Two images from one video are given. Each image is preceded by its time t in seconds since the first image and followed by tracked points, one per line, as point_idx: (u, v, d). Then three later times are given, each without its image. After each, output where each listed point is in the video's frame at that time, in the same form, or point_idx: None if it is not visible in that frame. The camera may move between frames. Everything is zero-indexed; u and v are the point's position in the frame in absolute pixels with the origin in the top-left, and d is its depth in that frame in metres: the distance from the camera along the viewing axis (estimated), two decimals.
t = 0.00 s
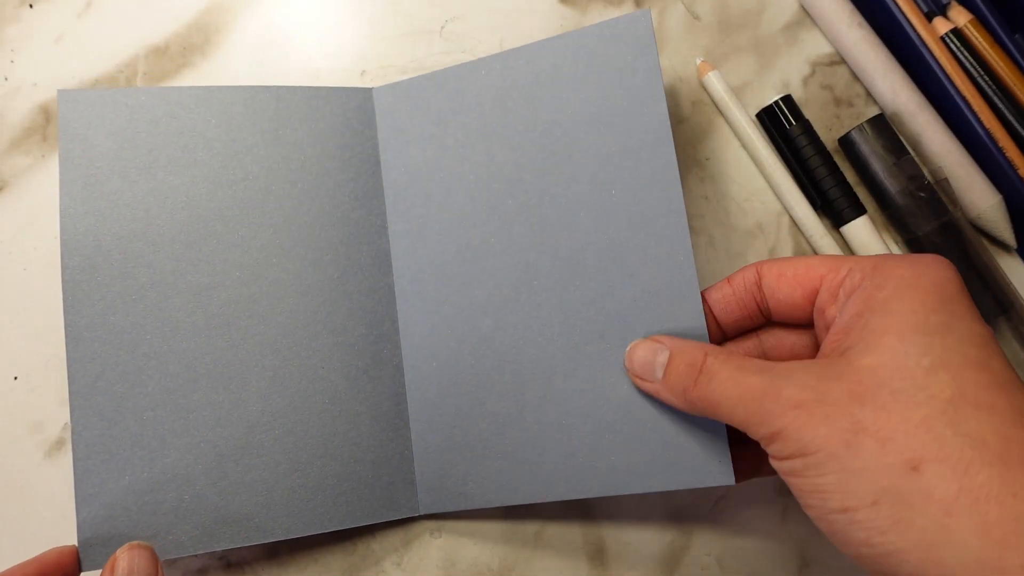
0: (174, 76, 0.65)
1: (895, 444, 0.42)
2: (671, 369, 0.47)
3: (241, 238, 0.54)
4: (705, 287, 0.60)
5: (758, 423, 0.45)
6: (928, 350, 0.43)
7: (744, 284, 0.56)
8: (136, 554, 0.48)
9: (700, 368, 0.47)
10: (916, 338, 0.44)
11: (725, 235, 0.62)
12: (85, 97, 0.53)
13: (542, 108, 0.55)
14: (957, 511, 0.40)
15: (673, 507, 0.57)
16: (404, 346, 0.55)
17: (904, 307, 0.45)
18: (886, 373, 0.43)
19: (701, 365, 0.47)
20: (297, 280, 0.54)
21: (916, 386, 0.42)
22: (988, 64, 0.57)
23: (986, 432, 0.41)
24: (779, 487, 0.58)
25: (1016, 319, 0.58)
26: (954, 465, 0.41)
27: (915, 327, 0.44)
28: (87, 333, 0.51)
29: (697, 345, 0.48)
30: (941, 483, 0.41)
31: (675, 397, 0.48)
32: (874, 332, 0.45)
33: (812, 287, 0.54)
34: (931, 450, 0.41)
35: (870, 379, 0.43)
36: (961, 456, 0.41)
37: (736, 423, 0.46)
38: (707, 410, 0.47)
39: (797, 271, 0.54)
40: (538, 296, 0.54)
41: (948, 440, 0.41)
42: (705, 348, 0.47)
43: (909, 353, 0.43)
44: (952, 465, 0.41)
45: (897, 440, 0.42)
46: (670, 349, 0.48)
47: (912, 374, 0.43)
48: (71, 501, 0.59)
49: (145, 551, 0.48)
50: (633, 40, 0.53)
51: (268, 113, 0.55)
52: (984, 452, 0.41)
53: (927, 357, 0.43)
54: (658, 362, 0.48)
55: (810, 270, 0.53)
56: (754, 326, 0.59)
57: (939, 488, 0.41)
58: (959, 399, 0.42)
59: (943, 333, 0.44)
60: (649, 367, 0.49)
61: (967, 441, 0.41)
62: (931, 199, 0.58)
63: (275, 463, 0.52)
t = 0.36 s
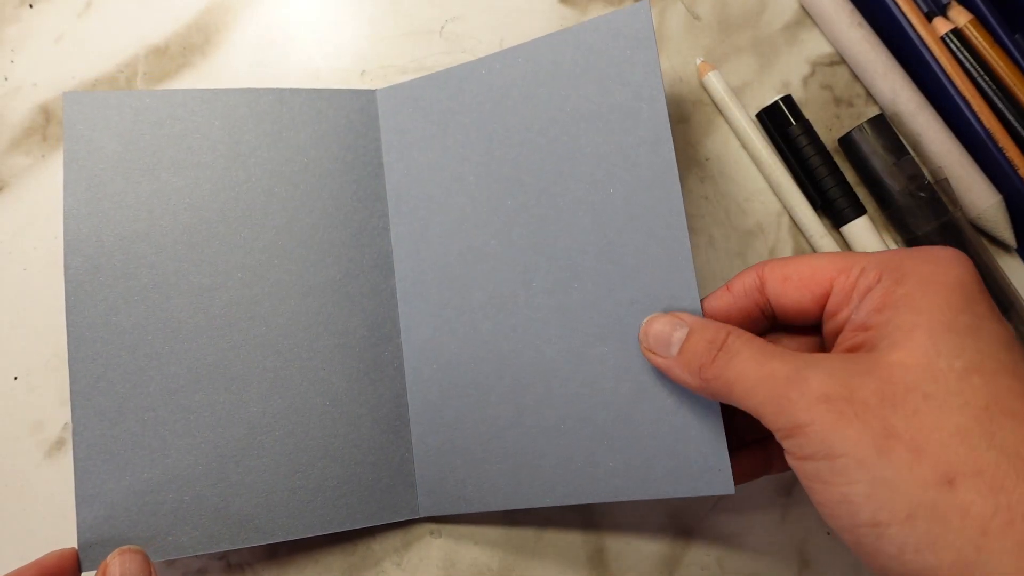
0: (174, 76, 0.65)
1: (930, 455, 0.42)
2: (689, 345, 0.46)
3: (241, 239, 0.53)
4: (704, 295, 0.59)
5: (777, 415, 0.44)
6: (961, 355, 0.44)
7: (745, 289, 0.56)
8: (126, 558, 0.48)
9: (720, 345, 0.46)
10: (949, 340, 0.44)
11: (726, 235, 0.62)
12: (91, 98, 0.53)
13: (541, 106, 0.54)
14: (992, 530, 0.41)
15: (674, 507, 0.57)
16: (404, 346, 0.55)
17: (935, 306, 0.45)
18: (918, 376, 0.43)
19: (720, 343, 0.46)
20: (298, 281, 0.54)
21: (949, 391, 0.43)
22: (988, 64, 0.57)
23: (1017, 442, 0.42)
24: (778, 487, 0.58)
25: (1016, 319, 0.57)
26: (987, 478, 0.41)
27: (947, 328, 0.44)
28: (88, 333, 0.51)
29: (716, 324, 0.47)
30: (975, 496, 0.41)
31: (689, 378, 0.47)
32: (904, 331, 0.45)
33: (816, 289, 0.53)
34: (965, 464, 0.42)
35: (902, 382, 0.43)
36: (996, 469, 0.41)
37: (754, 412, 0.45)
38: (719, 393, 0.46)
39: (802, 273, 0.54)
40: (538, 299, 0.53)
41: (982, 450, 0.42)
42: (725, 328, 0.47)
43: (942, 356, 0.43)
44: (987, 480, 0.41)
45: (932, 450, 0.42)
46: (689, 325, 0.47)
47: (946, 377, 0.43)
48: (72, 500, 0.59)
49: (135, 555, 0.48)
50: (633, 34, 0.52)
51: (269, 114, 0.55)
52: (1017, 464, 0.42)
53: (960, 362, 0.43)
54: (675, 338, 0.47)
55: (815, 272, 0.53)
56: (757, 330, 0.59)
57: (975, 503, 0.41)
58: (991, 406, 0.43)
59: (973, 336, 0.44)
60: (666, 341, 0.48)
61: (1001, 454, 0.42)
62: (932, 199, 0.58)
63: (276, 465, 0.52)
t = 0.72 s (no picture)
0: (175, 76, 0.65)
1: (897, 489, 0.40)
2: (677, 372, 0.45)
3: (242, 240, 0.54)
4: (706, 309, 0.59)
5: (754, 450, 0.43)
6: (935, 386, 0.42)
7: (740, 306, 0.56)
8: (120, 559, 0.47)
9: (706, 382, 0.45)
10: (924, 369, 0.42)
11: (725, 235, 0.62)
12: (92, 100, 0.53)
13: (542, 107, 0.54)
14: (959, 561, 0.38)
15: (674, 507, 0.57)
16: (405, 346, 0.55)
17: (908, 333, 0.43)
18: (886, 408, 0.41)
19: (707, 380, 0.45)
20: (299, 282, 0.54)
21: (920, 423, 0.41)
22: (988, 64, 0.57)
23: (993, 476, 0.40)
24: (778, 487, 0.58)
25: (1016, 319, 0.58)
26: (958, 513, 0.39)
27: (921, 357, 0.42)
28: (89, 334, 0.51)
29: (703, 348, 0.46)
30: (945, 533, 0.39)
31: (678, 403, 0.47)
32: (878, 360, 0.43)
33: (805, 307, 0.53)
34: (933, 498, 0.39)
35: (871, 413, 0.41)
36: (966, 502, 0.39)
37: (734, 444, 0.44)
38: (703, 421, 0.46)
39: (788, 291, 0.53)
40: (539, 299, 0.53)
41: (955, 485, 0.40)
42: (716, 360, 0.45)
43: (916, 386, 0.42)
44: (957, 513, 0.39)
45: (899, 485, 0.40)
46: (680, 349, 0.46)
47: (920, 410, 0.41)
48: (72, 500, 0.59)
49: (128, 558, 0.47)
50: (635, 37, 0.53)
51: (271, 115, 0.55)
52: (991, 498, 0.39)
53: (933, 393, 0.42)
54: (666, 362, 0.46)
55: (800, 291, 0.53)
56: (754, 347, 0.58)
57: (947, 540, 0.39)
58: (965, 437, 0.41)
59: (948, 364, 0.42)
60: (657, 362, 0.47)
61: (972, 486, 0.40)
62: (931, 199, 0.58)
63: (277, 465, 0.52)
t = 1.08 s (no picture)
0: (175, 77, 0.65)
1: (895, 514, 0.39)
2: (662, 384, 0.45)
3: (241, 240, 0.54)
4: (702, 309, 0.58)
5: (750, 468, 0.43)
6: (940, 405, 0.40)
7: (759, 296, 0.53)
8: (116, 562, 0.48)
9: (691, 393, 0.44)
10: (929, 386, 0.40)
11: (725, 235, 0.62)
12: (89, 101, 0.53)
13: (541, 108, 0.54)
14: None
15: (673, 507, 0.57)
16: (404, 346, 0.55)
17: (914, 345, 0.42)
18: (889, 428, 0.40)
19: (691, 391, 0.44)
20: (297, 282, 0.54)
21: (923, 444, 0.40)
22: (988, 64, 0.57)
23: (999, 501, 0.38)
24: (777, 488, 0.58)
25: (1016, 319, 0.58)
26: (959, 541, 0.38)
27: (927, 373, 0.41)
28: (87, 334, 0.51)
29: (692, 358, 0.45)
30: (944, 560, 0.38)
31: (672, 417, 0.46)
32: (880, 375, 0.41)
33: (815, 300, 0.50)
34: (933, 523, 0.39)
35: (871, 434, 0.40)
36: (968, 530, 0.38)
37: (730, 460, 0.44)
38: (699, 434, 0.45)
39: (798, 283, 0.51)
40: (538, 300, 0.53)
41: (956, 510, 0.39)
42: (701, 368, 0.44)
43: (918, 405, 0.40)
44: (957, 541, 0.38)
45: (897, 509, 0.39)
46: (661, 356, 0.45)
47: (922, 430, 0.40)
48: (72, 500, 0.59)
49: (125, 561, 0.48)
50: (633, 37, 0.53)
51: (270, 115, 0.55)
52: (995, 524, 0.38)
53: (937, 412, 0.40)
54: (649, 372, 0.46)
55: (811, 282, 0.50)
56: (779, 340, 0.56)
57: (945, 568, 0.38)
58: (970, 459, 0.39)
59: (956, 380, 0.41)
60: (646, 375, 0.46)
61: (975, 511, 0.38)
62: (931, 199, 0.58)
63: (275, 465, 0.52)
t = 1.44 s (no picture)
0: (174, 77, 0.65)
1: (892, 527, 0.39)
2: (658, 403, 0.45)
3: (241, 240, 0.54)
4: (697, 305, 0.58)
5: (749, 482, 0.43)
6: (940, 417, 0.40)
7: (753, 291, 0.54)
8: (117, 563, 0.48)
9: (683, 412, 0.44)
10: (929, 397, 0.40)
11: (725, 234, 0.62)
12: (90, 101, 0.53)
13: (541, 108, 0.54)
14: None
15: (673, 507, 0.57)
16: (404, 346, 0.55)
17: (918, 353, 0.41)
18: (887, 440, 0.40)
19: (684, 411, 0.44)
20: (297, 282, 0.54)
21: (921, 458, 0.39)
22: (988, 64, 0.57)
23: (999, 517, 0.38)
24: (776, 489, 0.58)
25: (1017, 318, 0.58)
26: (957, 557, 0.38)
27: (928, 384, 0.40)
28: (87, 335, 0.51)
29: (687, 374, 0.45)
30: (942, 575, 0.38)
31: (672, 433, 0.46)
32: (880, 385, 0.41)
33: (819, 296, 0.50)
34: (931, 538, 0.38)
35: (868, 446, 0.40)
36: (966, 545, 0.38)
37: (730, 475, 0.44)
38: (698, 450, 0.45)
39: (801, 280, 0.50)
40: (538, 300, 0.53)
41: (955, 525, 0.38)
42: (691, 385, 0.44)
43: (918, 417, 0.40)
44: (955, 557, 0.38)
45: (894, 523, 0.39)
46: (657, 378, 0.45)
47: (920, 442, 0.40)
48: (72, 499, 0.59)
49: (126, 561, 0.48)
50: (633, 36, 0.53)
51: (270, 115, 0.55)
52: (995, 541, 0.37)
53: (937, 426, 0.40)
54: (647, 393, 0.46)
55: (816, 278, 0.49)
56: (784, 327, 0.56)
57: None
58: (970, 474, 0.39)
59: (959, 391, 0.40)
60: (644, 396, 0.46)
61: (974, 527, 0.38)
62: (931, 199, 0.58)
63: (275, 465, 0.52)
